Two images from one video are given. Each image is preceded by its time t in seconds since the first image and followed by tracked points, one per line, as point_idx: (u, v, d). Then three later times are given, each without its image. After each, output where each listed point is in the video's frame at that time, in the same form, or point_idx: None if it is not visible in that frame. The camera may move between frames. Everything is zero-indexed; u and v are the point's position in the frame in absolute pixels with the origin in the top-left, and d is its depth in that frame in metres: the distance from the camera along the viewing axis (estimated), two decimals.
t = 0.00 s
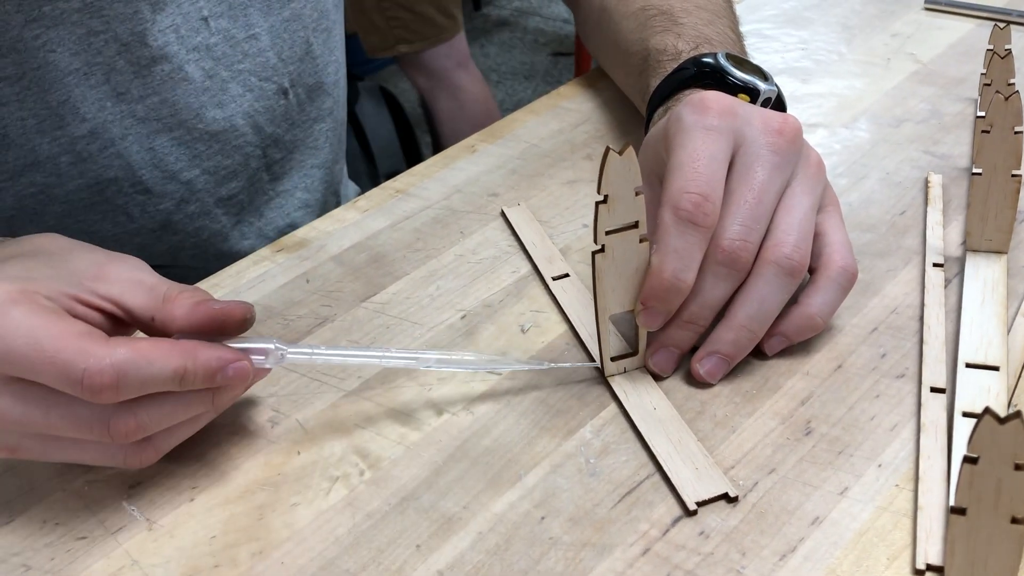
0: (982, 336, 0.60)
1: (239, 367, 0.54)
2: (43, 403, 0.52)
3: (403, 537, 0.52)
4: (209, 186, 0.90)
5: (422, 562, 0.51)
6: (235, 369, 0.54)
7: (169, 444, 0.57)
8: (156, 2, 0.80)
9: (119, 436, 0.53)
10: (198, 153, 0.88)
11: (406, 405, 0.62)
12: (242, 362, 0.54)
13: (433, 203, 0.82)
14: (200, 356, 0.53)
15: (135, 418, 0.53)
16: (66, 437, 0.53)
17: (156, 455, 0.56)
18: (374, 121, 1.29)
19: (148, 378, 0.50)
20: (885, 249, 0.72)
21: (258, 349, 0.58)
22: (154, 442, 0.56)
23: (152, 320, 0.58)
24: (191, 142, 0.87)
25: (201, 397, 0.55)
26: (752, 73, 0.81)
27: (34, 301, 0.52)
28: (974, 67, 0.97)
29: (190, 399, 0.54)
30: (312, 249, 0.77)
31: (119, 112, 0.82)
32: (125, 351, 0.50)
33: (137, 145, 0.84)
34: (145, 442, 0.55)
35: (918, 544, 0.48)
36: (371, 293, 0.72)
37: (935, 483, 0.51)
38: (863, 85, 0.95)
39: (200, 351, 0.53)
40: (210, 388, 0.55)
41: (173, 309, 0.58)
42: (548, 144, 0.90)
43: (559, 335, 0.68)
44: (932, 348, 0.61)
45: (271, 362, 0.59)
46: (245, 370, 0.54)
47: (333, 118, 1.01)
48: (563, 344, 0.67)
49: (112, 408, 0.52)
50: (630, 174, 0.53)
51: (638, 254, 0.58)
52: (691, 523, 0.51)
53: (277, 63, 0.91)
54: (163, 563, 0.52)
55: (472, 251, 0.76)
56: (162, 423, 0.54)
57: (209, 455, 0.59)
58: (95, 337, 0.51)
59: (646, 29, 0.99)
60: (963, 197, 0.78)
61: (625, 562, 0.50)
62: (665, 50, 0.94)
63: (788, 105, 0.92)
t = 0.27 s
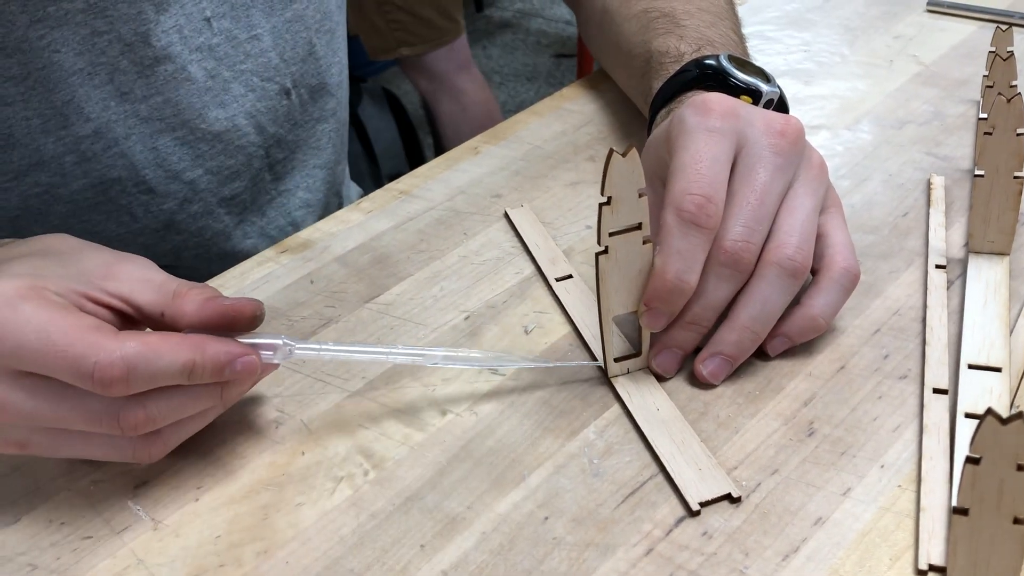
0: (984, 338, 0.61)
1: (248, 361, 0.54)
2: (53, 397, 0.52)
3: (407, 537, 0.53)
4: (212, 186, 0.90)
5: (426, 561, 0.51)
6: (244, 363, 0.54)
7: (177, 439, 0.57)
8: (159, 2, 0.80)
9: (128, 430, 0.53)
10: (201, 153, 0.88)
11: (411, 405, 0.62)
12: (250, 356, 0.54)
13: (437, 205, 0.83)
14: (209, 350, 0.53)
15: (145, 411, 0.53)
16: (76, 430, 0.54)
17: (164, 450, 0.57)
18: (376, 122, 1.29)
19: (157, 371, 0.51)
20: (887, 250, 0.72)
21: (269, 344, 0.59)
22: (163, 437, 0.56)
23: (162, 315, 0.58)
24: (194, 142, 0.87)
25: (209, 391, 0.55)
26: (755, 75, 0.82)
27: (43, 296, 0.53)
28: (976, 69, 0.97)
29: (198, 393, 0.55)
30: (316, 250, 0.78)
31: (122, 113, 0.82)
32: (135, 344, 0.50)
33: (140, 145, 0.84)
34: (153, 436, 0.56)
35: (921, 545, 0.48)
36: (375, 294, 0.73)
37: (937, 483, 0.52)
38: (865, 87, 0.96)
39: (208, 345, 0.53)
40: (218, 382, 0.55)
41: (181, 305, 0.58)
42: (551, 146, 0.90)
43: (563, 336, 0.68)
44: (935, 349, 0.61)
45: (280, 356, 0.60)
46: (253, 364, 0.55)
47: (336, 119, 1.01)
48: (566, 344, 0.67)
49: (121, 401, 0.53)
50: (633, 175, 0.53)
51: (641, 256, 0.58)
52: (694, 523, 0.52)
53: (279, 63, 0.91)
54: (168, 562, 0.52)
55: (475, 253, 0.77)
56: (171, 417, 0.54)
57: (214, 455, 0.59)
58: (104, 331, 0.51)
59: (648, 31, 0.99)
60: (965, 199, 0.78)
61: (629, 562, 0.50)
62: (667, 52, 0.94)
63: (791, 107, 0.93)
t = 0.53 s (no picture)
0: (984, 339, 0.60)
1: (249, 362, 0.54)
2: (53, 397, 0.52)
3: (406, 539, 0.53)
4: (211, 187, 0.90)
5: (425, 563, 0.51)
6: (245, 363, 0.54)
7: (178, 439, 0.57)
8: (159, 4, 0.80)
9: (129, 429, 0.53)
10: (200, 154, 0.88)
11: (409, 406, 0.62)
12: (251, 357, 0.54)
13: (436, 206, 0.83)
14: (211, 350, 0.53)
15: (146, 411, 0.53)
16: (77, 431, 0.54)
17: (165, 449, 0.56)
18: (376, 123, 1.29)
19: (158, 371, 0.51)
20: (887, 252, 0.72)
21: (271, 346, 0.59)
22: (164, 436, 0.56)
23: (164, 316, 0.58)
24: (194, 143, 0.87)
25: (210, 391, 0.55)
26: (754, 76, 0.82)
27: (44, 296, 0.53)
28: (976, 71, 0.97)
29: (200, 393, 0.55)
30: (315, 251, 0.78)
31: (122, 114, 0.82)
32: (137, 344, 0.50)
33: (139, 146, 0.84)
34: (154, 436, 0.56)
35: (920, 547, 0.48)
36: (374, 295, 0.73)
37: (936, 485, 0.51)
38: (865, 89, 0.96)
39: (210, 345, 0.53)
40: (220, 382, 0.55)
41: (184, 305, 0.58)
42: (550, 147, 0.90)
43: (562, 337, 0.68)
44: (935, 350, 0.61)
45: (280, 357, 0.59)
46: (255, 365, 0.55)
47: (336, 120, 1.01)
48: (566, 346, 0.67)
49: (122, 401, 0.53)
50: (632, 177, 0.53)
51: (640, 257, 0.58)
52: (693, 525, 0.52)
53: (278, 65, 0.91)
54: (167, 564, 0.52)
55: (475, 254, 0.77)
56: (172, 416, 0.54)
57: (213, 456, 0.59)
58: (106, 331, 0.51)
59: (648, 32, 0.99)
60: (964, 200, 0.78)
61: (627, 563, 0.50)
62: (667, 53, 0.95)
63: (790, 109, 0.93)
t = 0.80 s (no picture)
0: (984, 338, 0.60)
1: (245, 362, 0.53)
2: (48, 396, 0.52)
3: (404, 537, 0.52)
4: (208, 185, 0.90)
5: (424, 562, 0.51)
6: (240, 364, 0.53)
7: (173, 437, 0.57)
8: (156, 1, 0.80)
9: (124, 428, 0.53)
10: (198, 153, 0.88)
11: (408, 405, 0.62)
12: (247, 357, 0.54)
13: (435, 204, 0.82)
14: (206, 350, 0.52)
15: (141, 410, 0.53)
16: (72, 429, 0.54)
17: (160, 448, 0.56)
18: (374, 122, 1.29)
19: (153, 370, 0.50)
20: (886, 251, 0.72)
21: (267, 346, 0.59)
22: (159, 435, 0.56)
23: (159, 315, 0.57)
24: (191, 142, 0.87)
25: (206, 390, 0.55)
26: (753, 74, 0.82)
27: (39, 295, 0.53)
28: (975, 70, 0.97)
29: (195, 392, 0.54)
30: (313, 249, 0.77)
31: (118, 112, 0.82)
32: (131, 344, 0.50)
33: (136, 144, 0.84)
34: (149, 435, 0.56)
35: (920, 546, 0.48)
36: (372, 294, 0.72)
37: (937, 484, 0.51)
38: (864, 88, 0.95)
39: (206, 345, 0.53)
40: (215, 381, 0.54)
41: (179, 305, 0.57)
42: (549, 145, 0.90)
43: (561, 336, 0.68)
44: (934, 349, 0.61)
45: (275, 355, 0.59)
46: (251, 365, 0.54)
47: (334, 119, 1.01)
48: (565, 345, 0.67)
49: (117, 399, 0.52)
50: (631, 175, 0.53)
51: (639, 255, 0.58)
52: (693, 524, 0.51)
53: (276, 63, 0.91)
54: (164, 563, 0.52)
55: (473, 252, 0.76)
56: (167, 415, 0.54)
57: (210, 455, 0.59)
58: (101, 330, 0.51)
59: (646, 30, 0.99)
60: (964, 199, 0.78)
61: (627, 563, 0.50)
62: (666, 52, 0.94)
63: (790, 107, 0.93)
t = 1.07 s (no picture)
0: (982, 335, 0.60)
1: (242, 357, 0.54)
2: (45, 392, 0.51)
3: (401, 536, 0.52)
4: (202, 181, 0.89)
5: (421, 560, 0.51)
6: (238, 359, 0.53)
7: (170, 433, 0.56)
8: None
9: (122, 423, 0.53)
10: (192, 149, 0.87)
11: (404, 403, 0.61)
12: (245, 352, 0.54)
13: (432, 201, 0.82)
14: (203, 344, 0.52)
15: (138, 405, 0.52)
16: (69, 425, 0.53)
17: (158, 443, 0.56)
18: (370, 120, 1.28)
19: (150, 365, 0.50)
20: (885, 248, 0.72)
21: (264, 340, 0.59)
22: (156, 431, 0.55)
23: (158, 309, 0.57)
24: (185, 137, 0.86)
25: (203, 386, 0.55)
26: (750, 71, 0.81)
27: (36, 287, 0.52)
28: (973, 67, 0.96)
29: (193, 388, 0.54)
30: (309, 246, 0.77)
31: (112, 107, 0.81)
32: (129, 337, 0.50)
33: (130, 139, 0.83)
34: (146, 430, 0.55)
35: (919, 544, 0.48)
36: (368, 291, 0.72)
37: (935, 481, 0.51)
38: (862, 85, 0.95)
39: (203, 339, 0.53)
40: (212, 377, 0.54)
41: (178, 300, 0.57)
42: (547, 142, 0.89)
43: (558, 333, 0.67)
44: (933, 347, 0.61)
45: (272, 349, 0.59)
46: (248, 360, 0.54)
47: (329, 115, 1.01)
48: (562, 342, 0.66)
49: (115, 394, 0.52)
50: (628, 171, 0.52)
51: (637, 252, 0.58)
52: (691, 521, 0.51)
53: (271, 58, 0.90)
54: (159, 561, 0.52)
55: (470, 249, 0.76)
56: (164, 410, 0.54)
57: (206, 453, 0.58)
58: (100, 323, 0.50)
59: (643, 28, 0.98)
60: (962, 196, 0.77)
61: (625, 560, 0.49)
62: (662, 49, 0.94)
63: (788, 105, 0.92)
